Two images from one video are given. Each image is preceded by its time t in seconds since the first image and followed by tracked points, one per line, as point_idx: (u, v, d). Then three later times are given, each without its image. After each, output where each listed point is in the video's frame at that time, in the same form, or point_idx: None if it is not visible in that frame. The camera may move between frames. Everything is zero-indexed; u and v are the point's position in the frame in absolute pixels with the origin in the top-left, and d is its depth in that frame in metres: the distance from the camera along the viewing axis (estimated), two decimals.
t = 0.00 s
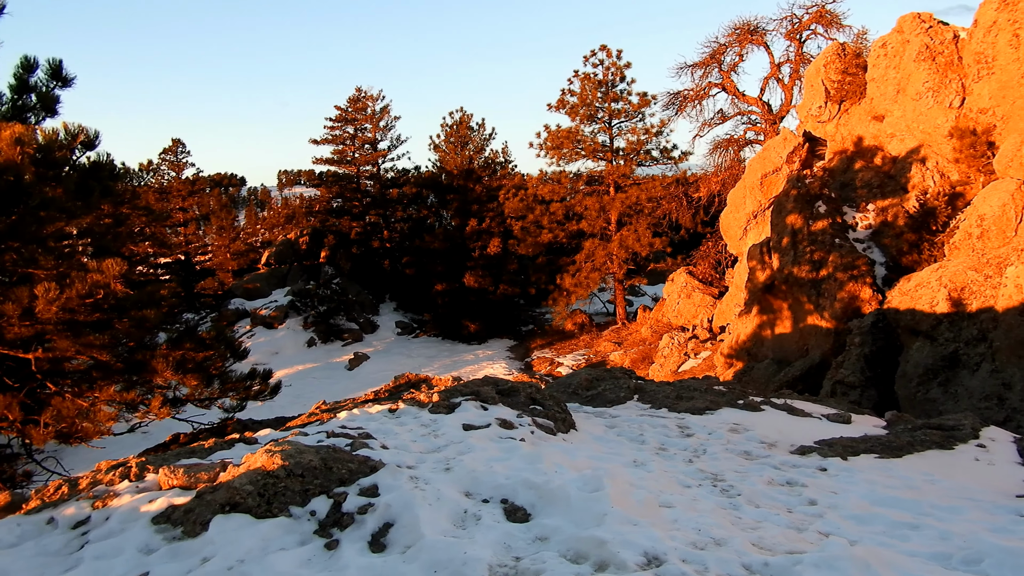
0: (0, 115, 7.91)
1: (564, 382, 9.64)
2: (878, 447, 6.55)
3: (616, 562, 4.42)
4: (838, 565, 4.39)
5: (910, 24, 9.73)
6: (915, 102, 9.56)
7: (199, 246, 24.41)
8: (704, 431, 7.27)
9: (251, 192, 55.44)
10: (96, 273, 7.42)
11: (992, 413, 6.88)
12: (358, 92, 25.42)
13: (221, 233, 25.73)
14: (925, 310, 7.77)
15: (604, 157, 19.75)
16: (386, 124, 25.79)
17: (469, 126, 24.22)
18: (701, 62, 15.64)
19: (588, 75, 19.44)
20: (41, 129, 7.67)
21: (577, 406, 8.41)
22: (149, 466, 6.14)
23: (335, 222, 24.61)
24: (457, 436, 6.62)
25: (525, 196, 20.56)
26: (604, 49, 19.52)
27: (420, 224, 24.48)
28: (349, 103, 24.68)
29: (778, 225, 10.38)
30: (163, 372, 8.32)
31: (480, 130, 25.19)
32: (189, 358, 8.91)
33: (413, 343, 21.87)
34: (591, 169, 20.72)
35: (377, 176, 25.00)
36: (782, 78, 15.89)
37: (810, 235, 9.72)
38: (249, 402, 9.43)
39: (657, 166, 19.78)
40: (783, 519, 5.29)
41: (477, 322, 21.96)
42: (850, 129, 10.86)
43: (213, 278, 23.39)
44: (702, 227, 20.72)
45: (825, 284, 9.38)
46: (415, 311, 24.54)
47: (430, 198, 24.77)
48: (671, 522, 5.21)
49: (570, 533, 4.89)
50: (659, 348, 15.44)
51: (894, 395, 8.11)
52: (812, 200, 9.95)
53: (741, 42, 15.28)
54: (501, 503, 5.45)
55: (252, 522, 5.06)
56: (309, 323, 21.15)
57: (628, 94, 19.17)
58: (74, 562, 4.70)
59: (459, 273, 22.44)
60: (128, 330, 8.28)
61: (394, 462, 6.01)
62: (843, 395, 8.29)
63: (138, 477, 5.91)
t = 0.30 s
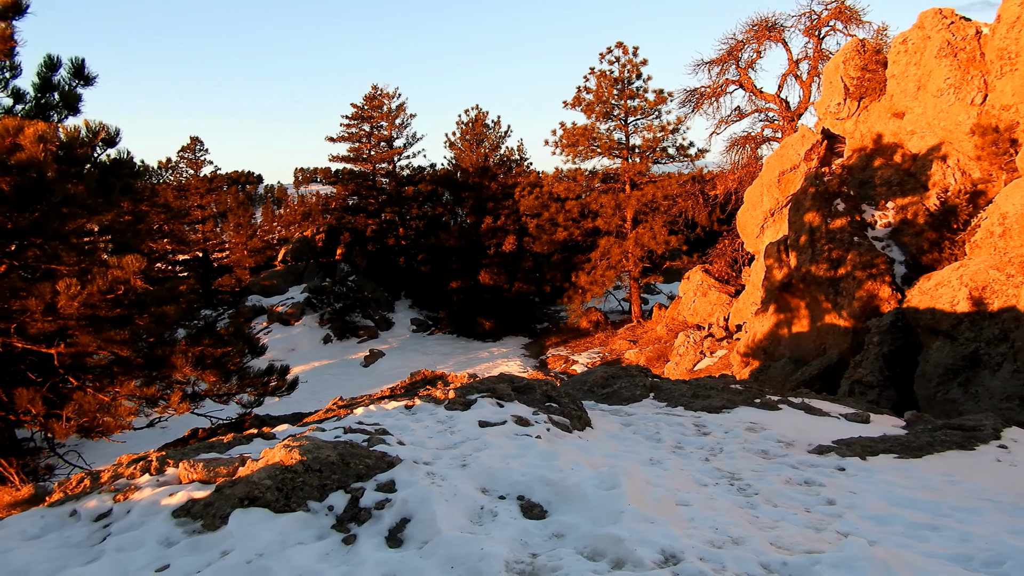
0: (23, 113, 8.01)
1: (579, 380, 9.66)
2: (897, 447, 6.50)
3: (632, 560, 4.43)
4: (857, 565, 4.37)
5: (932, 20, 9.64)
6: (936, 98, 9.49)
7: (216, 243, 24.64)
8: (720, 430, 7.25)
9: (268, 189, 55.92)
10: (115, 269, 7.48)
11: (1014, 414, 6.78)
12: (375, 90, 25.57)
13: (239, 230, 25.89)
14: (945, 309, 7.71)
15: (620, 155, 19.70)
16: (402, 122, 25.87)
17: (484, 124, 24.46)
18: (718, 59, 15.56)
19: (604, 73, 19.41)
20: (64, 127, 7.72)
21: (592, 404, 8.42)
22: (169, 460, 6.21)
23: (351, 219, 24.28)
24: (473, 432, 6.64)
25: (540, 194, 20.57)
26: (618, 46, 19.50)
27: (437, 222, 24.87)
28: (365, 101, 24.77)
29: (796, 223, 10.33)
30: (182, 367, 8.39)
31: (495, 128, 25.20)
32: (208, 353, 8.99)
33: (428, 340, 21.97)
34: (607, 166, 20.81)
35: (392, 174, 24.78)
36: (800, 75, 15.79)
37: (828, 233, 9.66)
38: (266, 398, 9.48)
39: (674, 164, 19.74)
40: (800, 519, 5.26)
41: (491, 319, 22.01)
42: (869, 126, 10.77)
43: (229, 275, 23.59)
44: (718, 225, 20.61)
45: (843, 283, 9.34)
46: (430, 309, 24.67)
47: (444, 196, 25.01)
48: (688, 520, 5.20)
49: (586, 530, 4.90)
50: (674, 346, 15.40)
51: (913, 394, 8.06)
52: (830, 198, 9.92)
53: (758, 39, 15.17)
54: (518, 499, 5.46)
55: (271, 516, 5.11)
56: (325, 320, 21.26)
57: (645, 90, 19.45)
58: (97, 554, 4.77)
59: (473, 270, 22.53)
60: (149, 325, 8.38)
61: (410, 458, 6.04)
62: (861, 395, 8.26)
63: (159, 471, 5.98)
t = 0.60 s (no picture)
0: (47, 115, 8.15)
1: (595, 380, 9.67)
2: (918, 449, 6.44)
3: (650, 561, 4.41)
4: (878, 568, 4.33)
5: (952, 16, 9.51)
6: (956, 95, 9.37)
7: (234, 242, 24.89)
8: (738, 430, 7.22)
9: (286, 189, 56.47)
10: (138, 268, 7.59)
11: None
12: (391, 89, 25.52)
13: (256, 229, 26.13)
14: (966, 309, 7.62)
15: (636, 154, 19.63)
16: (418, 122, 25.97)
17: (499, 122, 24.31)
18: (735, 57, 15.46)
19: (620, 71, 19.34)
20: (86, 128, 7.81)
21: (609, 403, 8.42)
22: (189, 457, 6.28)
23: (367, 219, 24.73)
24: (490, 432, 6.66)
25: (556, 193, 20.60)
26: (633, 45, 19.43)
27: (451, 221, 24.69)
28: (381, 101, 24.88)
29: (814, 222, 10.30)
30: (202, 365, 8.46)
31: (511, 127, 25.19)
32: (227, 352, 9.08)
33: (444, 339, 22.07)
34: (623, 165, 20.80)
35: (408, 173, 25.24)
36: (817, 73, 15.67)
37: (847, 232, 9.61)
38: (284, 397, 9.60)
39: (690, 163, 19.64)
40: (819, 520, 5.23)
41: (507, 319, 22.04)
42: (889, 124, 10.67)
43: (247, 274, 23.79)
44: (735, 224, 20.46)
45: (862, 282, 9.27)
46: (446, 308, 24.76)
47: (460, 195, 24.81)
48: (705, 521, 5.18)
49: (603, 530, 4.89)
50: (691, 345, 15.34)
51: (934, 395, 7.98)
52: (849, 197, 9.86)
53: (776, 36, 15.05)
54: (534, 499, 5.47)
55: (290, 514, 5.15)
56: (342, 319, 21.40)
57: (662, 89, 19.35)
58: (119, 549, 4.83)
59: (489, 270, 22.59)
60: (169, 324, 8.53)
61: (428, 458, 6.07)
62: (880, 395, 8.21)
63: (179, 468, 6.04)
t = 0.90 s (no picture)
0: (71, 120, 8.24)
1: (612, 383, 9.68)
2: (939, 455, 6.38)
3: (668, 565, 4.40)
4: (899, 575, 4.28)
5: (974, 17, 9.38)
6: (978, 97, 9.21)
7: (252, 244, 25.11)
8: (756, 435, 7.19)
9: (303, 192, 56.93)
10: (159, 271, 7.67)
11: None
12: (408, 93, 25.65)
13: (273, 232, 26.33)
14: (989, 313, 7.54)
15: (652, 156, 19.56)
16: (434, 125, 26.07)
17: (516, 125, 24.38)
18: (753, 59, 15.38)
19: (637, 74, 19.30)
20: (110, 133, 7.95)
21: (625, 407, 8.41)
22: (209, 458, 6.34)
23: (383, 222, 25.02)
24: (506, 435, 6.68)
25: (572, 196, 20.65)
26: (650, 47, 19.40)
27: (468, 224, 25.14)
28: (398, 104, 24.99)
29: (834, 224, 10.25)
30: (221, 367, 8.59)
31: (527, 130, 25.22)
32: (246, 354, 9.15)
33: (460, 341, 22.14)
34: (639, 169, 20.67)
35: (425, 176, 25.24)
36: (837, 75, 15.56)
37: (867, 234, 9.58)
38: (301, 398, 9.59)
39: (707, 165, 19.53)
40: (839, 527, 5.18)
41: (523, 321, 22.07)
42: (910, 126, 10.55)
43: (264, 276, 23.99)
44: (753, 227, 20.30)
45: (882, 286, 9.19)
46: (462, 310, 24.84)
47: (477, 198, 25.33)
48: (723, 526, 5.15)
49: (621, 534, 4.88)
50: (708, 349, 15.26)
51: (955, 400, 7.90)
52: (869, 199, 9.86)
53: (795, 38, 14.93)
54: (551, 503, 5.47)
55: (308, 515, 5.18)
56: (359, 321, 21.51)
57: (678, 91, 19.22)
58: (141, 548, 4.89)
59: (505, 272, 22.66)
60: (189, 326, 8.60)
61: (445, 460, 6.10)
62: (901, 400, 8.16)
63: (199, 469, 6.12)
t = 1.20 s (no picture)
0: (93, 123, 8.37)
1: (627, 384, 9.68)
2: (960, 457, 6.32)
3: (685, 566, 4.39)
4: None
5: (995, 13, 9.21)
6: (1000, 94, 9.12)
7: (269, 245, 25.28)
8: (773, 436, 7.15)
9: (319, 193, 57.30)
10: (178, 273, 7.76)
11: None
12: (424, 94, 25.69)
13: (290, 233, 26.46)
14: (1011, 313, 7.45)
15: (668, 156, 19.49)
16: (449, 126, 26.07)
17: (532, 125, 24.69)
18: (770, 58, 15.26)
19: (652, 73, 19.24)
20: (131, 135, 8.05)
21: (641, 407, 8.41)
22: (228, 457, 6.40)
23: (399, 223, 25.13)
24: (522, 435, 6.69)
25: (588, 196, 20.67)
26: (666, 47, 19.30)
27: (483, 225, 24.98)
28: (414, 105, 25.06)
29: (852, 224, 10.17)
30: (239, 368, 8.63)
31: (542, 131, 25.26)
32: (264, 354, 9.23)
33: (475, 342, 22.20)
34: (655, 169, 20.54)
35: (440, 177, 25.46)
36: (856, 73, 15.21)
37: (886, 234, 9.47)
38: (319, 398, 9.79)
39: (723, 165, 19.44)
40: (858, 529, 5.14)
41: (538, 322, 22.11)
42: (929, 124, 10.43)
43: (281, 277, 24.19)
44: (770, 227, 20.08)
45: (901, 286, 9.11)
46: (477, 311, 24.86)
47: (492, 198, 25.21)
48: (741, 527, 5.13)
49: (637, 535, 4.87)
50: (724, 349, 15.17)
51: (976, 401, 7.81)
52: (888, 198, 9.73)
53: (812, 36, 14.81)
54: (567, 503, 5.47)
55: (326, 514, 5.22)
56: (375, 321, 21.62)
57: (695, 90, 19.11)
58: (161, 546, 4.95)
59: (520, 272, 22.69)
60: (208, 327, 8.66)
61: (461, 460, 6.12)
62: (921, 401, 8.08)
63: (219, 468, 6.18)
